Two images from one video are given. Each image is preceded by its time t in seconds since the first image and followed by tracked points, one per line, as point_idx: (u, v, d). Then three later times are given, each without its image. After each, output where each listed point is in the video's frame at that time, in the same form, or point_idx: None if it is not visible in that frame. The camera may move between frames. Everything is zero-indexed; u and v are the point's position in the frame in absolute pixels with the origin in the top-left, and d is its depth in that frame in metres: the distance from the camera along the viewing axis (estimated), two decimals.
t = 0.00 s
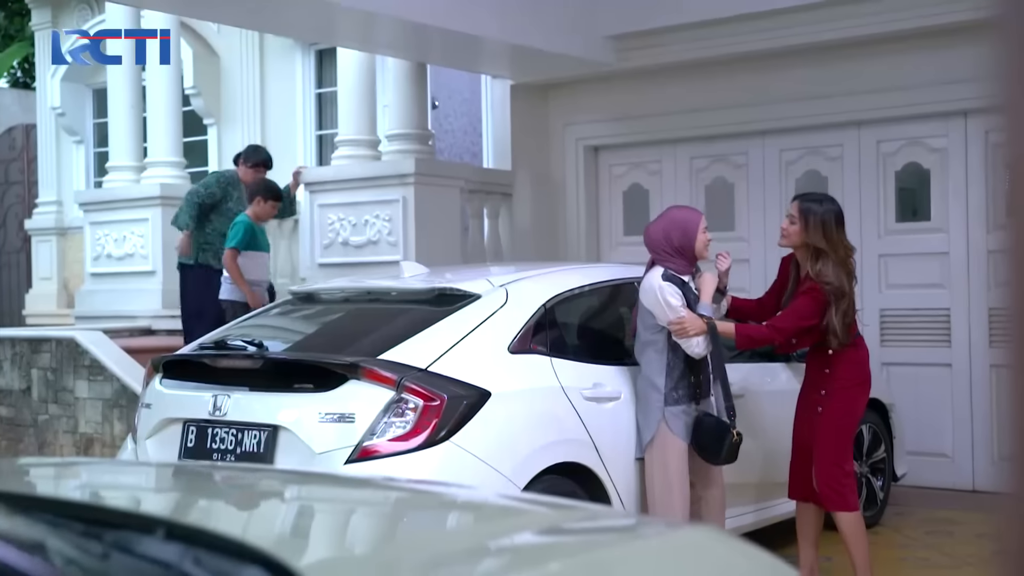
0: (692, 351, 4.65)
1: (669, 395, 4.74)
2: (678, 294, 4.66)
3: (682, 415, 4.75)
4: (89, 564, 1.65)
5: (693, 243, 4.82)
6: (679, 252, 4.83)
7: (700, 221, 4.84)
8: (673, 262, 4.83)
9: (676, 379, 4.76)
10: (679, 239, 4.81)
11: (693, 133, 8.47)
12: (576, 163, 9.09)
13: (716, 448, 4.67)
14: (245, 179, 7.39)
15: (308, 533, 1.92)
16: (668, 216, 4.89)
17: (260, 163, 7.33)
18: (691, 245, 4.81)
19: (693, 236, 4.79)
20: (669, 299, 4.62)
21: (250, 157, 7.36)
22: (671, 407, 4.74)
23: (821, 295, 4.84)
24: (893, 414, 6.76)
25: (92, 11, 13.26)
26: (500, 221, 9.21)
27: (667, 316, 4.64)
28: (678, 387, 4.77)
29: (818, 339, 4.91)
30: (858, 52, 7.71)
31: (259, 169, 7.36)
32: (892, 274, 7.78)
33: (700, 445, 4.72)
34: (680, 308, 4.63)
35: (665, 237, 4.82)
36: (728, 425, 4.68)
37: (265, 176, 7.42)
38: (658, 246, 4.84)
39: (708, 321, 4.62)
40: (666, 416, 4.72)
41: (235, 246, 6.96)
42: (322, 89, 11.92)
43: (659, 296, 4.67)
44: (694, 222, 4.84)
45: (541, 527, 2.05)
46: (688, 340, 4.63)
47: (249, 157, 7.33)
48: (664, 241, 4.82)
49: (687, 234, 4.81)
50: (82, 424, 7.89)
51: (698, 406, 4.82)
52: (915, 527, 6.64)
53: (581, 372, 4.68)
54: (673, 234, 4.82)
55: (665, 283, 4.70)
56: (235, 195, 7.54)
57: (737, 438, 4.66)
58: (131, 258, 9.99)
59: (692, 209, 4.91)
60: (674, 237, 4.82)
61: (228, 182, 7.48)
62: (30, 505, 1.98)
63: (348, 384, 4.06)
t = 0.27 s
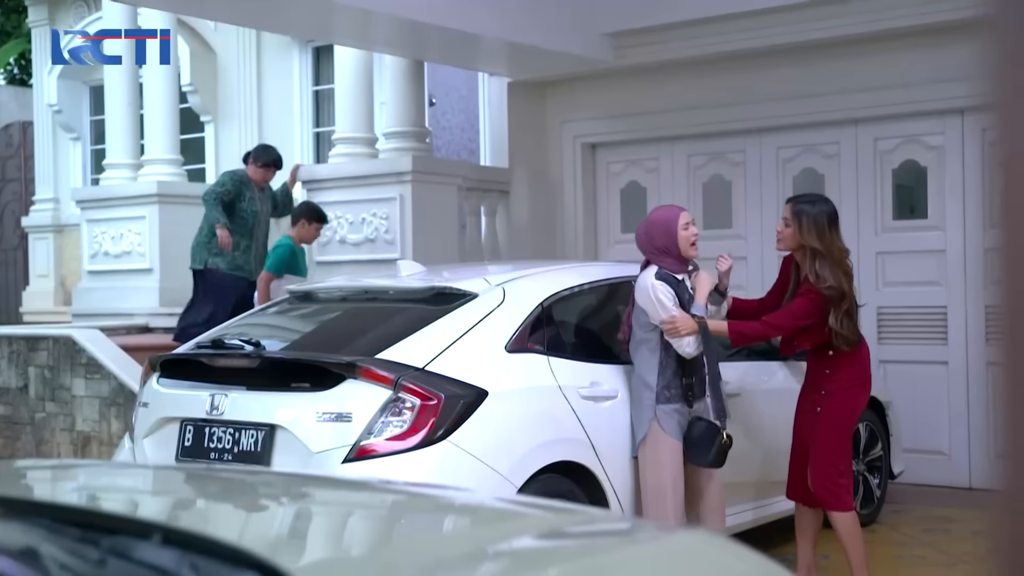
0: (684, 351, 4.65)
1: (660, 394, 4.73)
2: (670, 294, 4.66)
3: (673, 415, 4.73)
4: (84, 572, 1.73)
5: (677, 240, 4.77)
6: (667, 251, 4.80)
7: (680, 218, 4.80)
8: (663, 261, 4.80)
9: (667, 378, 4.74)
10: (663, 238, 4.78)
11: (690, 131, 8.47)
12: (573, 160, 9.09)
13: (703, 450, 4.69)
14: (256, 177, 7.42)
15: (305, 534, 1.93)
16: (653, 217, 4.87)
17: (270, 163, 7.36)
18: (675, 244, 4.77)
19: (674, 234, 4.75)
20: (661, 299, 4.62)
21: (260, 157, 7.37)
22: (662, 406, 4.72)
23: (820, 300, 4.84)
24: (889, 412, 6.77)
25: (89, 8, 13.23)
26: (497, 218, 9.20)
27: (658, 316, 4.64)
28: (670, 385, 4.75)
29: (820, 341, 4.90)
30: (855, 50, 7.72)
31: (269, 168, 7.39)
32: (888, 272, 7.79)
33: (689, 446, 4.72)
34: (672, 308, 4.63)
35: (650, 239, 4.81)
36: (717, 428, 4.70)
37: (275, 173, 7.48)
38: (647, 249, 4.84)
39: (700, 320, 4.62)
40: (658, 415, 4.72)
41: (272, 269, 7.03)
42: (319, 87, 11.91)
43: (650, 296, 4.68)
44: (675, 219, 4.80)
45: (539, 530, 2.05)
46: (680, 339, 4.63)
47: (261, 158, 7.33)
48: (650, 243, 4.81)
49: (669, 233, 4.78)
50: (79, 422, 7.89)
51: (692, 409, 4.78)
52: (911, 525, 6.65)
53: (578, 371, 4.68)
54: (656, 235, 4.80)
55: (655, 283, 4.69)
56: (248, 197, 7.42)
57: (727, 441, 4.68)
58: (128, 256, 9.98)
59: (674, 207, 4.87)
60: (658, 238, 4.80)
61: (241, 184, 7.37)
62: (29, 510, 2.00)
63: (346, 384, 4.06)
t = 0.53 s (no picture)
0: (680, 356, 4.65)
1: (657, 400, 4.73)
2: (668, 299, 4.67)
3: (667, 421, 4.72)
4: None
5: (675, 246, 4.77)
6: (666, 257, 4.81)
7: (677, 223, 4.81)
8: (664, 268, 4.82)
9: (665, 383, 4.73)
10: (661, 245, 4.80)
11: (688, 134, 8.47)
12: (572, 164, 9.09)
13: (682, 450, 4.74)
14: (268, 193, 7.31)
15: (303, 542, 1.94)
16: (652, 225, 4.88)
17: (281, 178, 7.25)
18: (673, 250, 4.78)
19: (671, 240, 4.76)
20: (659, 304, 4.63)
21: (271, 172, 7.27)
22: (660, 412, 4.72)
23: (821, 300, 4.85)
24: (888, 415, 6.77)
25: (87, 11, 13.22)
26: (496, 221, 9.20)
27: (657, 322, 4.65)
28: (666, 390, 4.74)
29: (829, 342, 4.89)
30: (853, 53, 7.72)
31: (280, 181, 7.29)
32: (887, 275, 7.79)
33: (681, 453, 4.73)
34: (669, 313, 4.64)
35: (649, 248, 4.82)
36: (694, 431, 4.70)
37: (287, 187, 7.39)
38: (648, 257, 4.86)
39: (696, 326, 4.62)
40: (655, 420, 4.72)
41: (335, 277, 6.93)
42: (317, 90, 11.93)
43: (649, 302, 4.69)
44: (672, 226, 4.81)
45: (539, 540, 2.05)
46: (676, 345, 4.63)
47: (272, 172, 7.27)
48: (649, 251, 4.83)
49: (666, 240, 4.78)
50: (77, 425, 7.89)
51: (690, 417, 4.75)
52: (909, 528, 6.65)
53: (576, 375, 4.68)
54: (655, 243, 4.81)
55: (655, 289, 4.71)
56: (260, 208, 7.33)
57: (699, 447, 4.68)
58: (127, 259, 9.98)
59: (672, 213, 4.88)
60: (656, 245, 4.81)
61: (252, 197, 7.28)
62: (28, 521, 2.00)
63: (344, 389, 4.06)
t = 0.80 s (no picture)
0: (685, 359, 4.66)
1: (663, 403, 4.74)
2: (675, 302, 4.69)
3: (672, 425, 4.73)
4: None
5: (683, 249, 4.79)
6: (671, 260, 4.81)
7: (685, 227, 4.81)
8: (668, 270, 4.82)
9: (671, 387, 4.75)
10: (668, 248, 4.79)
11: (687, 135, 8.47)
12: (571, 164, 9.09)
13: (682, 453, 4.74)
14: (285, 205, 7.45)
15: (302, 549, 1.94)
16: (656, 227, 4.87)
17: (298, 189, 7.40)
18: (680, 253, 4.79)
19: (680, 243, 4.76)
20: (666, 307, 4.64)
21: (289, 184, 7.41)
22: (667, 415, 4.74)
23: (827, 301, 4.87)
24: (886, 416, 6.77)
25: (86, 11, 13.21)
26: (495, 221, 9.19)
27: (663, 324, 4.67)
28: (671, 395, 4.75)
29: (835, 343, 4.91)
30: (852, 54, 7.72)
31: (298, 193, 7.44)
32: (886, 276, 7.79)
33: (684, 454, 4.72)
34: (675, 316, 4.66)
35: (654, 250, 4.81)
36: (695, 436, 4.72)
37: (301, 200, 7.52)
38: (651, 259, 4.84)
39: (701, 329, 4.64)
40: (661, 425, 4.72)
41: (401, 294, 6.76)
42: (316, 90, 11.92)
43: (655, 304, 4.70)
44: (680, 229, 4.81)
45: (536, 548, 2.06)
46: (682, 348, 4.64)
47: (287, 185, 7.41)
48: (654, 253, 4.82)
49: (675, 243, 4.78)
50: (76, 427, 7.89)
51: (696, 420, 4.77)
52: (908, 529, 6.66)
53: (576, 378, 4.69)
54: (662, 246, 4.80)
55: (662, 290, 4.72)
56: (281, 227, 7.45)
57: (699, 451, 4.69)
58: (126, 260, 9.98)
59: (678, 216, 4.88)
60: (663, 248, 4.80)
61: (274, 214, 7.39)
62: (28, 529, 2.01)
63: (344, 391, 4.06)
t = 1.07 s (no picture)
0: (681, 359, 4.72)
1: (666, 403, 4.76)
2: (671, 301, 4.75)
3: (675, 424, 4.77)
4: None
5: (677, 245, 4.85)
6: (664, 255, 4.85)
7: (677, 224, 4.90)
8: (661, 266, 4.85)
9: (672, 387, 4.78)
10: (663, 243, 4.84)
11: (683, 135, 8.48)
12: (567, 164, 9.09)
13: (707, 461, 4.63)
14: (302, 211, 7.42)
15: (298, 555, 1.95)
16: (645, 225, 4.92)
17: (316, 199, 7.39)
18: (675, 247, 4.85)
19: (677, 238, 4.84)
20: (663, 306, 4.71)
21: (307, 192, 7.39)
22: (670, 415, 4.76)
23: (822, 303, 4.86)
24: (882, 416, 6.78)
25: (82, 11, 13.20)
26: (491, 221, 9.19)
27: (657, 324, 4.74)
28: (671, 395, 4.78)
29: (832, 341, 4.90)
30: (848, 54, 7.73)
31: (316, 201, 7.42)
32: (881, 276, 7.80)
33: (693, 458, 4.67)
34: (670, 316, 4.73)
35: (648, 244, 4.84)
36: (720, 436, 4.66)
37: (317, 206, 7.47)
38: (643, 254, 4.86)
39: (696, 330, 4.70)
40: (665, 425, 4.74)
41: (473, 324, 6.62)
42: (312, 89, 11.92)
43: (651, 303, 4.75)
44: (672, 226, 4.89)
45: (532, 554, 2.06)
46: (677, 348, 4.70)
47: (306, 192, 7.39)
48: (648, 248, 4.85)
49: (670, 237, 4.85)
50: (72, 427, 7.88)
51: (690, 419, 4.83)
52: (903, 529, 6.67)
53: (572, 379, 4.69)
54: (657, 240, 4.85)
55: (658, 288, 4.77)
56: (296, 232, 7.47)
57: (730, 449, 4.65)
58: (121, 259, 9.98)
59: (666, 215, 4.96)
60: (658, 242, 4.84)
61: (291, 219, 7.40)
62: (23, 536, 2.01)
63: (340, 393, 4.06)
